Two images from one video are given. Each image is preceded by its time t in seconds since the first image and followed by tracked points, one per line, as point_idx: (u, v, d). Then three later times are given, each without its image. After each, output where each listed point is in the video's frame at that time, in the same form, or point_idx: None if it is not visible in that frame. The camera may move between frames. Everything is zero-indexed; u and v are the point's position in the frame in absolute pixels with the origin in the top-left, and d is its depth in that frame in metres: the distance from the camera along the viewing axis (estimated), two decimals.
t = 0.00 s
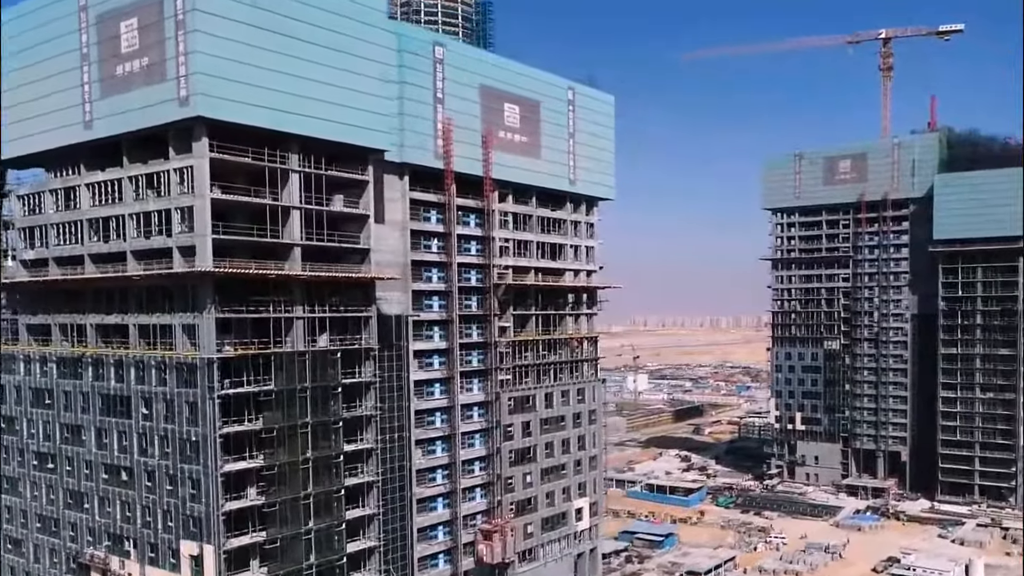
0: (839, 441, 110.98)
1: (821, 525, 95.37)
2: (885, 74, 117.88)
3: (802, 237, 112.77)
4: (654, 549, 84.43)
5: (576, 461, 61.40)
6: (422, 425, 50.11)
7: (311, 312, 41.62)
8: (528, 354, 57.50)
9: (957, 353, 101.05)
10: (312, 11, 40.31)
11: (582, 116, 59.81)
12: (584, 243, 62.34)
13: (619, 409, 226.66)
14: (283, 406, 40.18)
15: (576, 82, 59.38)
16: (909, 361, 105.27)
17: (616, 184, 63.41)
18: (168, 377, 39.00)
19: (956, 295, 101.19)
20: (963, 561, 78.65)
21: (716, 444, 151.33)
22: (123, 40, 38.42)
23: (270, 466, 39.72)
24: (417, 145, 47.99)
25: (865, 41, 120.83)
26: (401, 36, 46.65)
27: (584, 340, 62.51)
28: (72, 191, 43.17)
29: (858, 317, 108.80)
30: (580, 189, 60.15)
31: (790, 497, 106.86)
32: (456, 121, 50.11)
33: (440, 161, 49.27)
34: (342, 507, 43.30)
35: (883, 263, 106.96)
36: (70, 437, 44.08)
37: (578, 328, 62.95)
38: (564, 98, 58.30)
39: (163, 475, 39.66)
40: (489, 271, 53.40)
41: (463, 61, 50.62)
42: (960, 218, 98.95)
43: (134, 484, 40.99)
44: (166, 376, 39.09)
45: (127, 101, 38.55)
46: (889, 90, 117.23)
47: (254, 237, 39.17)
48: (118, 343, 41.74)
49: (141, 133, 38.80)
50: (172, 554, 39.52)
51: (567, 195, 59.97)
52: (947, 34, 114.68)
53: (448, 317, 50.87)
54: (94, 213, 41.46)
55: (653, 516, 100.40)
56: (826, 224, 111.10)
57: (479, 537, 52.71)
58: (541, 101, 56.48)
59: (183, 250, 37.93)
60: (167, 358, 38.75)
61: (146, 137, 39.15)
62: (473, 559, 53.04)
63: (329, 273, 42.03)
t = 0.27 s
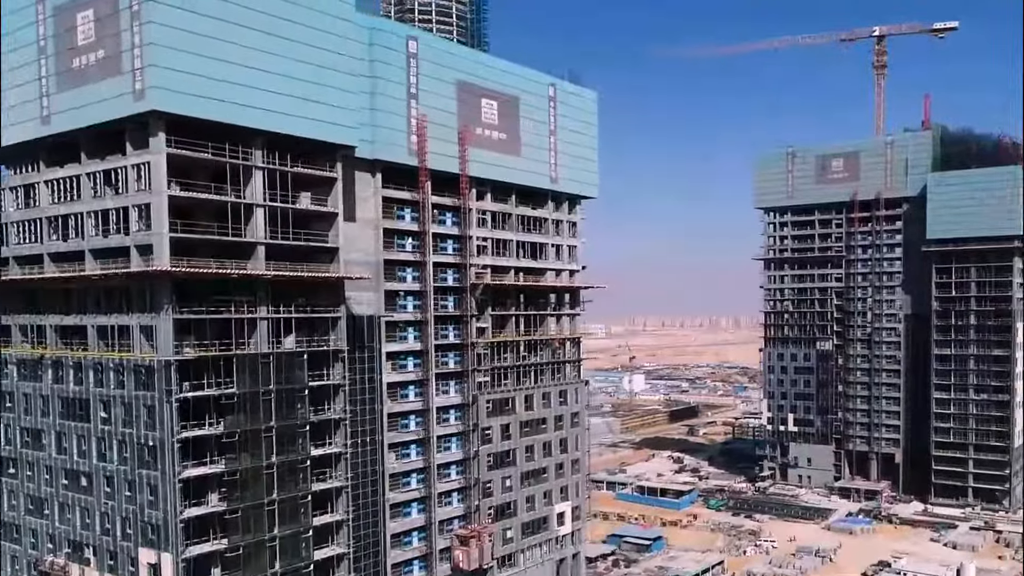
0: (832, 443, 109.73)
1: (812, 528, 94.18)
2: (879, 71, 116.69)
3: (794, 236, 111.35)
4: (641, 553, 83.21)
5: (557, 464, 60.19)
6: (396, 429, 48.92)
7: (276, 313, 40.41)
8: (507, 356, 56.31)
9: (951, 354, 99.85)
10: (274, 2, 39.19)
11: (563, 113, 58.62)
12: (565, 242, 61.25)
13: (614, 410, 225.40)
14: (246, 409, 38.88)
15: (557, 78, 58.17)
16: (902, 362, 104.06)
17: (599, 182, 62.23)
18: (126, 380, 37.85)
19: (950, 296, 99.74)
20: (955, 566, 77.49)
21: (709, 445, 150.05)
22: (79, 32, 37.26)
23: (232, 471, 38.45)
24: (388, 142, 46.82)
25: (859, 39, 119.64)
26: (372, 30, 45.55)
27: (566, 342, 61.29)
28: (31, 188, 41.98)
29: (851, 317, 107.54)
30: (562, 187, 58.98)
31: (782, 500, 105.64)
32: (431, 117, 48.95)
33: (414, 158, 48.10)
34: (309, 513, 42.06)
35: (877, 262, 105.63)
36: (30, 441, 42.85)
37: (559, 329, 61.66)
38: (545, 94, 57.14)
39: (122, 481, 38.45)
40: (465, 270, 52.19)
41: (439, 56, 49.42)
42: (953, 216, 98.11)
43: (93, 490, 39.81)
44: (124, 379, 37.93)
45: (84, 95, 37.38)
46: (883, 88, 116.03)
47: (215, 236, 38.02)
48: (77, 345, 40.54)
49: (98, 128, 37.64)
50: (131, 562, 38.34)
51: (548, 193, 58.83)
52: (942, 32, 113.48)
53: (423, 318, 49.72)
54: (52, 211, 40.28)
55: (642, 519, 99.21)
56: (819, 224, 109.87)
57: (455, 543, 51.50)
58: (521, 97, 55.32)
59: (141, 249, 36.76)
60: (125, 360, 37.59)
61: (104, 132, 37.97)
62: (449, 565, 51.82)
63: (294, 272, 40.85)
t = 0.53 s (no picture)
0: (825, 444, 108.49)
1: (803, 531, 93.01)
2: (873, 69, 115.47)
3: (787, 236, 110.17)
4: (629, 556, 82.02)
5: (539, 467, 59.02)
6: (369, 432, 47.71)
7: (239, 313, 39.20)
8: (486, 357, 55.14)
9: (944, 354, 98.73)
10: None
11: (544, 109, 57.45)
12: (547, 241, 60.00)
13: (609, 410, 224.19)
14: (207, 413, 37.67)
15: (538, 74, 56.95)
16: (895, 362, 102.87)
17: (582, 180, 61.05)
18: (81, 382, 36.68)
19: (943, 296, 98.92)
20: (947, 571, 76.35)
21: (703, 446, 148.79)
22: (33, 23, 36.03)
23: (192, 477, 37.26)
24: (360, 138, 45.64)
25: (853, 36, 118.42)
26: (343, 22, 44.33)
27: (547, 343, 60.12)
28: None
29: (843, 317, 106.34)
30: (542, 185, 57.74)
31: (774, 502, 104.46)
32: (405, 112, 47.79)
33: (386, 154, 46.93)
34: (274, 519, 40.87)
35: (870, 262, 104.47)
36: None
37: (540, 330, 60.49)
38: (525, 90, 55.97)
39: (78, 487, 37.30)
40: (441, 269, 51.02)
41: (413, 50, 48.20)
42: (947, 215, 96.99)
43: (50, 496, 38.64)
44: (80, 382, 36.77)
45: (38, 88, 36.16)
46: (876, 85, 114.82)
47: (173, 234, 36.83)
48: (34, 346, 39.38)
49: (53, 122, 36.43)
50: (87, 570, 37.20)
51: (528, 191, 57.57)
52: (936, 29, 112.26)
53: (396, 318, 48.58)
54: (8, 208, 39.07)
55: (631, 522, 98.05)
56: (811, 223, 108.66)
57: (430, 549, 50.32)
58: (500, 93, 54.15)
59: (96, 247, 35.57)
60: (80, 362, 36.42)
61: (60, 126, 36.77)
62: (424, 571, 50.65)
63: (258, 271, 39.66)
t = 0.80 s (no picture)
0: (817, 446, 107.15)
1: (793, 534, 91.73)
2: (866, 67, 114.25)
3: (778, 235, 108.91)
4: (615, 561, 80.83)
5: (518, 471, 57.72)
6: (338, 436, 46.42)
7: (196, 314, 37.92)
8: (461, 359, 53.89)
9: (937, 355, 97.51)
10: None
11: (522, 105, 56.19)
12: (526, 240, 58.71)
13: (604, 411, 222.98)
14: (161, 417, 36.32)
15: (515, 69, 55.67)
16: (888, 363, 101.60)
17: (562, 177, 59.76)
18: (29, 386, 35.48)
19: (936, 296, 97.67)
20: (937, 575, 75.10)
21: (696, 448, 147.40)
22: None
23: (145, 482, 35.90)
24: (326, 133, 44.36)
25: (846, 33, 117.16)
26: (309, 14, 43.01)
27: (526, 344, 58.81)
28: None
29: (836, 318, 105.05)
30: (519, 182, 56.43)
31: (765, 505, 103.19)
32: (375, 107, 46.53)
33: (355, 150, 45.72)
34: (235, 526, 39.51)
35: (862, 262, 103.23)
36: None
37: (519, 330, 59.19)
38: (502, 85, 54.72)
39: (27, 493, 36.12)
40: (414, 269, 49.77)
41: (383, 43, 46.95)
42: (939, 214, 95.80)
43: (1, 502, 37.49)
44: (28, 385, 35.57)
45: None
46: (870, 83, 113.61)
47: (126, 231, 35.58)
48: None
49: None
50: None
51: (506, 189, 56.24)
52: (930, 26, 111.02)
53: (366, 319, 47.33)
54: None
55: (620, 525, 96.84)
56: (803, 222, 107.43)
57: (402, 555, 49.04)
58: (476, 88, 52.90)
59: (43, 245, 34.29)
60: (27, 365, 35.22)
61: (8, 120, 35.47)
62: None
63: (217, 270, 38.37)
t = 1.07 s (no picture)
0: (809, 448, 105.96)
1: (784, 537, 90.54)
2: (859, 64, 113.04)
3: (770, 235, 107.77)
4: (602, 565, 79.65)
5: (498, 475, 56.53)
6: (308, 440, 45.24)
7: (154, 315, 36.79)
8: (438, 360, 52.74)
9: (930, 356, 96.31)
10: None
11: (501, 100, 54.95)
12: (506, 239, 57.52)
13: (600, 411, 221.85)
14: (117, 421, 35.16)
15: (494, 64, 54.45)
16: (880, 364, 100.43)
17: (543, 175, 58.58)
18: None
19: (929, 296, 96.46)
20: None
21: (689, 449, 146.16)
22: None
23: (99, 489, 34.72)
24: (295, 129, 43.15)
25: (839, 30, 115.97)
26: (276, 6, 41.73)
27: (506, 344, 57.59)
28: None
29: (828, 318, 103.84)
30: (498, 179, 55.22)
31: (757, 507, 101.97)
32: (345, 102, 45.30)
33: (325, 146, 44.47)
34: (196, 533, 38.30)
35: (854, 262, 102.05)
36: None
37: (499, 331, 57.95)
38: (481, 80, 53.50)
39: None
40: (388, 268, 48.56)
41: (355, 36, 45.67)
42: (932, 213, 94.57)
43: None
44: None
45: None
46: (863, 81, 112.41)
47: (79, 229, 34.46)
48: None
49: None
50: None
51: (484, 186, 55.05)
52: (924, 23, 109.83)
53: (337, 320, 46.11)
54: None
55: (609, 528, 95.68)
56: (796, 221, 106.23)
57: (375, 561, 47.89)
58: (453, 83, 51.64)
59: None
60: None
61: None
62: None
63: (176, 269, 37.22)
